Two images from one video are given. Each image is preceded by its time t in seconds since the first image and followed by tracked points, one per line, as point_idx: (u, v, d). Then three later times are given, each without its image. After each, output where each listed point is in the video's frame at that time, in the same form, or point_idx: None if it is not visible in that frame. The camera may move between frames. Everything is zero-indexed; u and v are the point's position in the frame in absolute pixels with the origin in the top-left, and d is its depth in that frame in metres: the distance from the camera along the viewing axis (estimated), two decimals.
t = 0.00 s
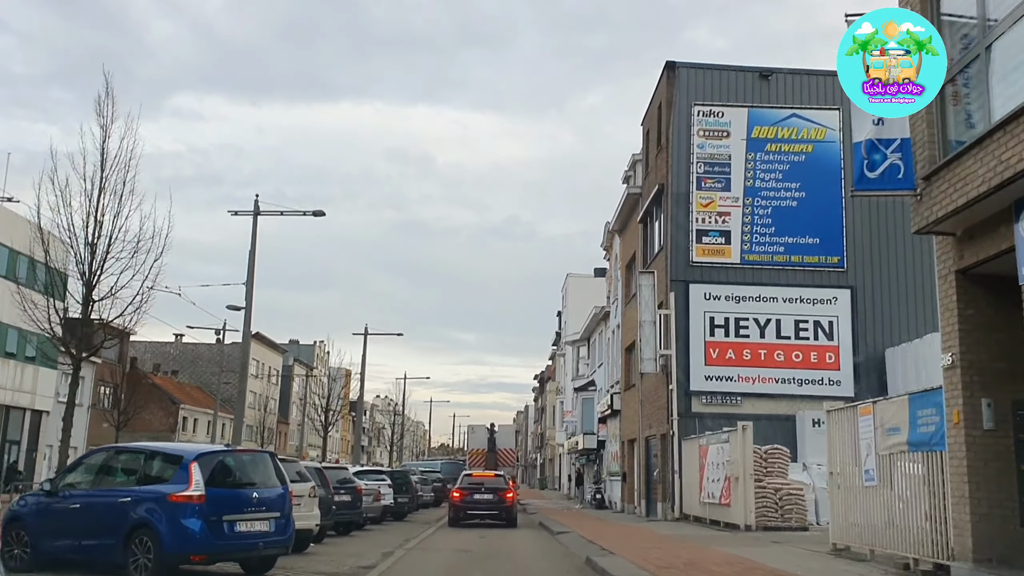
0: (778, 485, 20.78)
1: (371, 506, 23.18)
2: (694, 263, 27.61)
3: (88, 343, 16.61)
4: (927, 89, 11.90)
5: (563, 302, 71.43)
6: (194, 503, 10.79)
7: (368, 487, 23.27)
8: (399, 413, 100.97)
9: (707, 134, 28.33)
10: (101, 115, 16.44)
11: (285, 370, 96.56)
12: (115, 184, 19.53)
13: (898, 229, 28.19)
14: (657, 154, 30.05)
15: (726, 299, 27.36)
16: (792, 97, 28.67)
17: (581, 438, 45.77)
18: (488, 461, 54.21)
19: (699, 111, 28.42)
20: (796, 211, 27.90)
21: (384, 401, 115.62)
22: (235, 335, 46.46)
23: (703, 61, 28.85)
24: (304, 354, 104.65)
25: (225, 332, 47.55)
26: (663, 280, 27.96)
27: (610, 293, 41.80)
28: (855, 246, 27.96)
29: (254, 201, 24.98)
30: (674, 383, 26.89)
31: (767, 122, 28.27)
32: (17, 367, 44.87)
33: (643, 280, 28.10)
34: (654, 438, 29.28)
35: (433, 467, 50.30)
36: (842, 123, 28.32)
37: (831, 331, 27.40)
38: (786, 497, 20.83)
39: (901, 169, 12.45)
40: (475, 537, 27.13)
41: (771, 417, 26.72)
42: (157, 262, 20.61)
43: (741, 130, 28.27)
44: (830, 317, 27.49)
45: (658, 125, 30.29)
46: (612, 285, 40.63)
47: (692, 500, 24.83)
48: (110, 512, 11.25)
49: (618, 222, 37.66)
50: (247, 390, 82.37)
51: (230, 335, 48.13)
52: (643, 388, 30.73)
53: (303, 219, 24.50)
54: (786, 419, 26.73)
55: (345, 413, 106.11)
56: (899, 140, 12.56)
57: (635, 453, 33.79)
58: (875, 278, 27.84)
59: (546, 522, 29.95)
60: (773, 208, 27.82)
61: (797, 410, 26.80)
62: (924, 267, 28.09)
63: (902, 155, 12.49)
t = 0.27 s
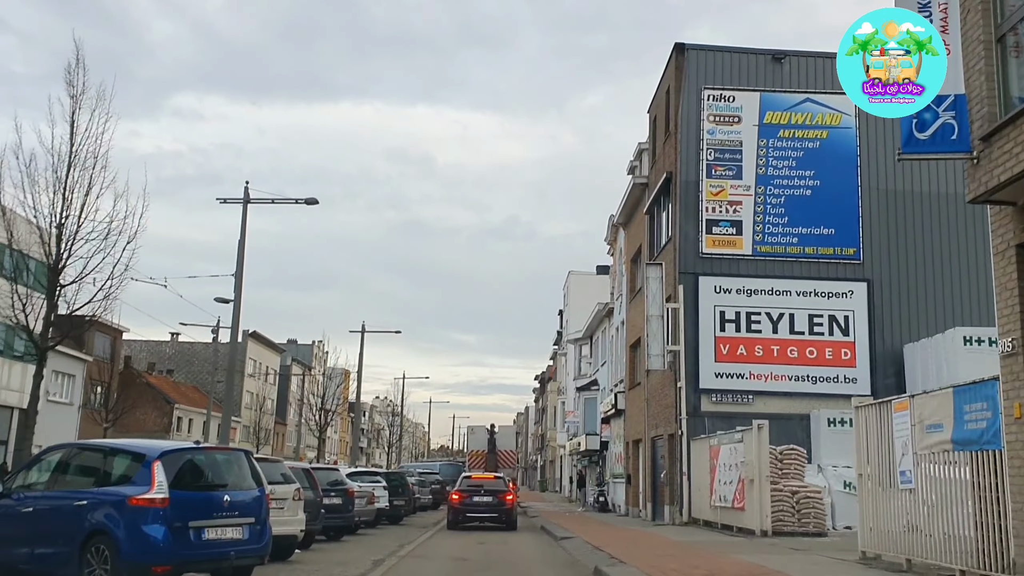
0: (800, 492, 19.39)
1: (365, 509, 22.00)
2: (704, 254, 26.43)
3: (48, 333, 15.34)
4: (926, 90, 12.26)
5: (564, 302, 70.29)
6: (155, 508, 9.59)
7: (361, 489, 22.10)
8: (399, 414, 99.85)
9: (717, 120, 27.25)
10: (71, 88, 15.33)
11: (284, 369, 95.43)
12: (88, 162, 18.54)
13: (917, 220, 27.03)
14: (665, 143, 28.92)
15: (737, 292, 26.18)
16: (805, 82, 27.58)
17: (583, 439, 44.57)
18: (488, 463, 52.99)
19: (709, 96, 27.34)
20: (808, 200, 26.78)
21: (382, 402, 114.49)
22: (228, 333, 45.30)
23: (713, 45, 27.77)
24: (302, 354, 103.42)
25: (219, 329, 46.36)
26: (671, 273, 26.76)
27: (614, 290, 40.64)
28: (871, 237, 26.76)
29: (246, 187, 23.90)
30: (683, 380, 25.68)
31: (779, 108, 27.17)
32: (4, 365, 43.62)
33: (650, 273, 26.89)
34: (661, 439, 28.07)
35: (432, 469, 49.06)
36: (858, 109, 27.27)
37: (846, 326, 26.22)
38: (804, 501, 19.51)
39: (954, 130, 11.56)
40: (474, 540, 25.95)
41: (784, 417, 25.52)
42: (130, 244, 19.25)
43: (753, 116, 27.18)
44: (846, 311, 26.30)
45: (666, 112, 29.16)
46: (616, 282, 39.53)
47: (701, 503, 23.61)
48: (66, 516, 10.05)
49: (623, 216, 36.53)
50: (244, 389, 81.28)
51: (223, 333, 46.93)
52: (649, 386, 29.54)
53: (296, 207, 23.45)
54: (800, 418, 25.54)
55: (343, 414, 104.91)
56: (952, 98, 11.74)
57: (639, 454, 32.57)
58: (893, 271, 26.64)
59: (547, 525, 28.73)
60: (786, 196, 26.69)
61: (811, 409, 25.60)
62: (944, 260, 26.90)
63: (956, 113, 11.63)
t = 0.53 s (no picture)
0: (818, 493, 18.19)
1: (356, 510, 20.81)
2: (713, 245, 25.19)
3: (3, 319, 14.11)
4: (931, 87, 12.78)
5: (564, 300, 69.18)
6: (107, 511, 8.39)
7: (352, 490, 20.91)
8: (396, 414, 98.71)
9: (726, 105, 26.03)
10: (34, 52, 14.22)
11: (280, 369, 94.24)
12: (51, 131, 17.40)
13: (934, 210, 25.94)
14: (671, 129, 27.71)
15: (748, 284, 25.02)
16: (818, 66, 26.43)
17: (583, 438, 43.42)
18: (486, 463, 51.82)
19: (717, 79, 26.10)
20: (821, 188, 25.56)
21: (380, 402, 113.32)
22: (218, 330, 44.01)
23: (721, 26, 26.55)
24: (299, 353, 102.24)
25: (209, 326, 45.09)
26: (678, 264, 25.53)
27: (616, 285, 39.49)
28: (887, 227, 25.64)
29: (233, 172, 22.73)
30: (691, 376, 24.46)
31: (791, 92, 25.98)
32: None
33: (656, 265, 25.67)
34: (666, 437, 26.89)
35: (428, 469, 47.84)
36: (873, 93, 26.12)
37: (861, 319, 25.03)
38: (822, 503, 18.30)
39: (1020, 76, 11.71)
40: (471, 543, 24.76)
41: (797, 414, 24.37)
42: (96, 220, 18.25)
43: (763, 100, 25.97)
44: (861, 304, 25.12)
45: (672, 97, 27.96)
46: (619, 276, 38.38)
47: (711, 504, 22.43)
48: (7, 519, 8.87)
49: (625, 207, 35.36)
50: (239, 389, 80.10)
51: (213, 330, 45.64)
52: (654, 383, 28.37)
53: (284, 193, 22.28)
54: (813, 416, 24.37)
55: (340, 414, 103.75)
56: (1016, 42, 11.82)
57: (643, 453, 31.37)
58: (909, 262, 25.51)
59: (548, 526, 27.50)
60: (798, 183, 25.48)
61: (824, 406, 24.45)
62: (962, 250, 25.81)
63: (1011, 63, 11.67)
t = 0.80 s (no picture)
0: (838, 494, 17.01)
1: (347, 511, 19.61)
2: (724, 233, 24.06)
3: None
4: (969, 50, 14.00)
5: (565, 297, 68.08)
6: (44, 514, 7.24)
7: (343, 489, 19.73)
8: (395, 413, 97.61)
9: (737, 87, 24.90)
10: None
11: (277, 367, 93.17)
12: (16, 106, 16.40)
13: (954, 198, 24.85)
14: (679, 113, 26.59)
15: (759, 274, 23.88)
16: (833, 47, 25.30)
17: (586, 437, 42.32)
18: (486, 462, 50.71)
19: (728, 61, 24.97)
20: (835, 173, 24.42)
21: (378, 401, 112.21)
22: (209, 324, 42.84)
23: (732, 5, 25.44)
24: (296, 351, 101.19)
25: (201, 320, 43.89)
26: (686, 253, 24.39)
27: (620, 279, 38.36)
28: (905, 216, 24.52)
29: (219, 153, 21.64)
30: (700, 370, 23.30)
31: (805, 74, 24.86)
32: None
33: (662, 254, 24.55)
34: (674, 435, 25.77)
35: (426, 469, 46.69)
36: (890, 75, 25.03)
37: (879, 312, 23.88)
38: (843, 503, 17.13)
39: None
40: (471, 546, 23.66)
41: (811, 411, 23.22)
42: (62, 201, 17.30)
43: (776, 82, 24.84)
44: (878, 296, 23.97)
45: (681, 80, 26.85)
46: (624, 270, 37.28)
47: (722, 505, 21.29)
48: None
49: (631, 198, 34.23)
50: (236, 387, 79.03)
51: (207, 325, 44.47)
52: (661, 379, 27.24)
53: (274, 176, 21.21)
54: (827, 413, 23.22)
55: (339, 412, 102.68)
56: None
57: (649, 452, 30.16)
58: (928, 252, 24.37)
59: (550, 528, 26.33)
60: (813, 169, 24.34)
61: (840, 402, 23.32)
62: (983, 240, 24.69)
63: None
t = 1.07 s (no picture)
0: (861, 499, 16.01)
1: (338, 517, 18.52)
2: (734, 226, 22.97)
3: None
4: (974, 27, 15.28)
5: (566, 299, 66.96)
6: None
7: (333, 495, 18.64)
8: (393, 417, 96.44)
9: (748, 74, 23.82)
10: None
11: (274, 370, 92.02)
12: None
13: (974, 189, 23.78)
14: (686, 102, 25.52)
15: (772, 269, 22.78)
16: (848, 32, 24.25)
17: (588, 441, 41.19)
18: (486, 467, 49.54)
19: (738, 47, 23.91)
20: (851, 163, 23.31)
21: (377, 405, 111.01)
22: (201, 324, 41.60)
23: None
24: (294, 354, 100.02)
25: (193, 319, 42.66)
26: (695, 247, 23.29)
27: (623, 277, 37.27)
28: (923, 207, 23.42)
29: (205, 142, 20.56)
30: (710, 368, 22.20)
31: (818, 60, 23.78)
32: None
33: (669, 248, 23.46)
34: (682, 437, 24.66)
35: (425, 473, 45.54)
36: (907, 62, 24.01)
37: (897, 308, 22.78)
38: (866, 508, 16.08)
39: None
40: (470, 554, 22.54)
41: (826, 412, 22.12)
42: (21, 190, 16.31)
43: (788, 69, 23.76)
44: (896, 291, 22.87)
45: (689, 68, 25.77)
46: (627, 268, 36.19)
47: (734, 511, 20.18)
48: None
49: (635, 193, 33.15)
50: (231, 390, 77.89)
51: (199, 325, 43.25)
52: (668, 378, 26.14)
53: (262, 166, 20.16)
54: (844, 414, 22.11)
55: (336, 416, 101.47)
56: None
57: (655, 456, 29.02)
58: (947, 245, 23.27)
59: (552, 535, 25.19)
60: (827, 159, 23.25)
61: (857, 403, 22.21)
62: (1004, 233, 23.61)
63: None
